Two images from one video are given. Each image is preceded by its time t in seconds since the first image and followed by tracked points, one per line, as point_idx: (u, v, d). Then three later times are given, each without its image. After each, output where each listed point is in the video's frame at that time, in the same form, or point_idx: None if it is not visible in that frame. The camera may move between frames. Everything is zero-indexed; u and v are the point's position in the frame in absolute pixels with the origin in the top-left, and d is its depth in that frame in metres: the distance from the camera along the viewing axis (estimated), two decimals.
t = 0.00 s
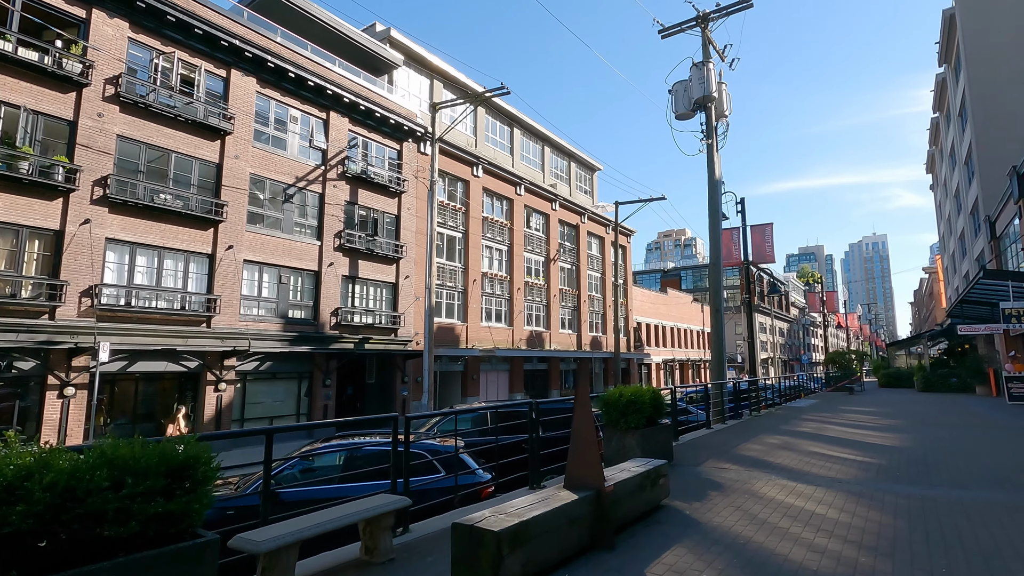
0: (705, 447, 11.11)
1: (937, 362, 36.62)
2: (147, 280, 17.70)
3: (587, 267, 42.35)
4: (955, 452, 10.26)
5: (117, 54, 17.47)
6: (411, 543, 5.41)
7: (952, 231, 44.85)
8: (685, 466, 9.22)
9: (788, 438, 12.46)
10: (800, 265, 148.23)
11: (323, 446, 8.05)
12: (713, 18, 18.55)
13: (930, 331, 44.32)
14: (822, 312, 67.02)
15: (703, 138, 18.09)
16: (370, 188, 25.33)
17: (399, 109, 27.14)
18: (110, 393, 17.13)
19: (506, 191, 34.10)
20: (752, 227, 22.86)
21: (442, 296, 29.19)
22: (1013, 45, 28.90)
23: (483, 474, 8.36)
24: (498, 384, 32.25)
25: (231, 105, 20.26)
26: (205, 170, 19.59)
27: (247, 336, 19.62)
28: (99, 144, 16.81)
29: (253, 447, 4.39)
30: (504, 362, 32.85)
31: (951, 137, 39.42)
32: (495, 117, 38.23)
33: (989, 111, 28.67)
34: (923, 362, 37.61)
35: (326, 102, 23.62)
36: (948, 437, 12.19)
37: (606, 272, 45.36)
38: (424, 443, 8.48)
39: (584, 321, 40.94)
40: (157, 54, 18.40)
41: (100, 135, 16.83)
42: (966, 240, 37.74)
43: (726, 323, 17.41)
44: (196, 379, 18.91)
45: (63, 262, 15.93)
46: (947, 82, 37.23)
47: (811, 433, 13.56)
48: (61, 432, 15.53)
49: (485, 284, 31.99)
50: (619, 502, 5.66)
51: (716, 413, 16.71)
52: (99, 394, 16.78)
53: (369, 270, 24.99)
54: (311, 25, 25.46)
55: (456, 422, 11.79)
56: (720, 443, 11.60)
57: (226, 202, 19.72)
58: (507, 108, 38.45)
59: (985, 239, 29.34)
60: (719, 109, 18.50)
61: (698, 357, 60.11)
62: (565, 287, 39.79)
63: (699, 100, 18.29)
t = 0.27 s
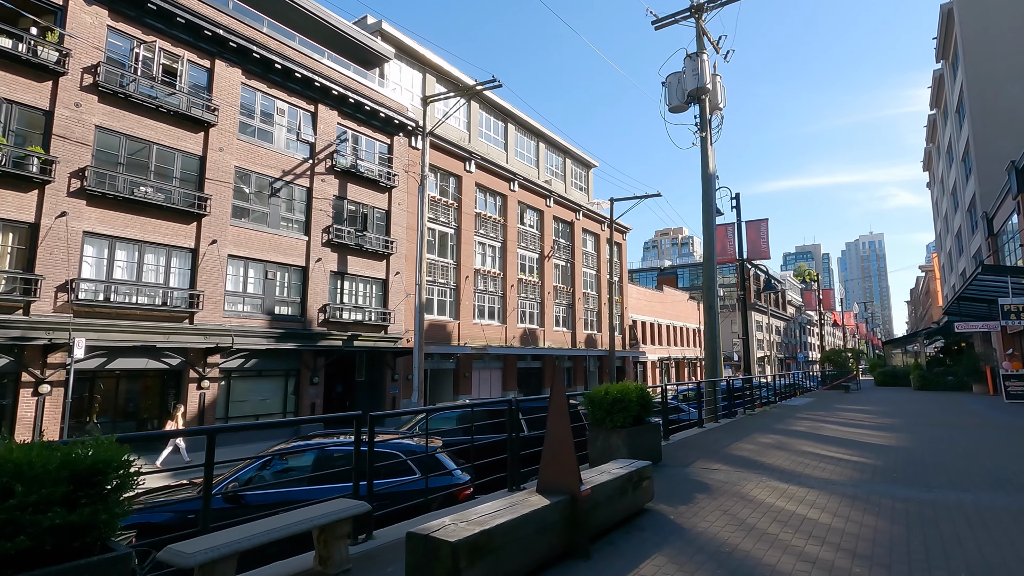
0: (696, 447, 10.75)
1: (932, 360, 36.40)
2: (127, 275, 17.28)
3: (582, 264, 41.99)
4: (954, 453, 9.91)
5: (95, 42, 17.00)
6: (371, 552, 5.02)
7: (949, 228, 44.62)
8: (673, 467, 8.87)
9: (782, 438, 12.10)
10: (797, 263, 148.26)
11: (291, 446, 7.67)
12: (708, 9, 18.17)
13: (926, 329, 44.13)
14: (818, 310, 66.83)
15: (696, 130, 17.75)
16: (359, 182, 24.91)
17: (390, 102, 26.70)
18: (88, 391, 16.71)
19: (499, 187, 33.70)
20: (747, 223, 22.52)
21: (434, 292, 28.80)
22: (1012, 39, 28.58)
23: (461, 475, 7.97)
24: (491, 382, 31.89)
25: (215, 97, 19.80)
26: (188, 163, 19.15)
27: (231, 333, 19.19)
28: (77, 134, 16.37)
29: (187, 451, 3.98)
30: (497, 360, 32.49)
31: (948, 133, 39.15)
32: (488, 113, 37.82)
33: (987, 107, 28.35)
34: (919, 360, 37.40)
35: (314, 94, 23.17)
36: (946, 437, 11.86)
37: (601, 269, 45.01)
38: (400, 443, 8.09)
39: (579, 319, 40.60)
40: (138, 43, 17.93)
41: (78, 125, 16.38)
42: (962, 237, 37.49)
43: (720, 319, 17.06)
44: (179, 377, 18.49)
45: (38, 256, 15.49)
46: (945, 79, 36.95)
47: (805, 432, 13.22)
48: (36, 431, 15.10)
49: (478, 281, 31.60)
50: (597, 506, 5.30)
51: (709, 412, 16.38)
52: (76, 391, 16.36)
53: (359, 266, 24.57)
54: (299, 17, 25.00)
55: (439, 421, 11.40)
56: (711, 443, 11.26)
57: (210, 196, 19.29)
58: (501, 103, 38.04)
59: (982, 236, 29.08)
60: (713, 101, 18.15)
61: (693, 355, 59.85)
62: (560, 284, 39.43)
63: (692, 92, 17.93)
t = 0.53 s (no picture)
0: (687, 453, 10.33)
1: (929, 361, 36.11)
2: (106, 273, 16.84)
3: (577, 263, 41.61)
4: (954, 459, 9.54)
5: (73, 33, 16.55)
6: None
7: (946, 228, 44.38)
8: (662, 474, 8.48)
9: (774, 442, 11.74)
10: (794, 263, 148.18)
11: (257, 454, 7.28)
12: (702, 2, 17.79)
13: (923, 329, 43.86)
14: (815, 310, 66.58)
15: (690, 126, 17.37)
16: (349, 179, 24.48)
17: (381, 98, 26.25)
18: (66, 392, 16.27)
19: (493, 185, 33.30)
20: (742, 221, 22.15)
21: (425, 291, 28.38)
22: (1011, 36, 28.24)
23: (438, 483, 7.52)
24: (484, 383, 31.49)
25: (199, 91, 19.35)
26: (171, 158, 18.69)
27: (214, 332, 18.75)
28: (53, 128, 15.92)
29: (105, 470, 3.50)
30: (489, 360, 32.10)
31: (946, 132, 38.87)
32: (482, 110, 37.36)
33: (986, 104, 28.01)
34: (915, 360, 37.15)
35: (302, 89, 22.72)
36: (945, 441, 11.49)
37: (596, 268, 44.64)
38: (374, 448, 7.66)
39: (573, 319, 40.21)
40: (117, 35, 17.47)
41: (54, 119, 15.93)
42: (960, 237, 37.21)
43: (714, 319, 16.70)
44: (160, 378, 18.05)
45: (12, 253, 15.05)
46: (943, 77, 36.66)
47: (799, 435, 12.85)
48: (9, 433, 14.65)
49: (470, 280, 31.18)
50: (572, 523, 4.91)
51: (701, 414, 16.04)
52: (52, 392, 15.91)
53: (348, 265, 24.14)
54: (287, 11, 24.54)
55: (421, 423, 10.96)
56: (703, 447, 10.88)
57: (193, 192, 18.85)
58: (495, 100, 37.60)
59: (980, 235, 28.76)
60: (707, 97, 17.78)
61: (690, 355, 59.52)
62: (554, 284, 39.04)
63: (686, 88, 17.55)
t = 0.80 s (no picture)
0: (677, 454, 9.96)
1: (927, 359, 35.81)
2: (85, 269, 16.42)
3: (572, 261, 41.23)
4: (954, 460, 9.18)
5: (50, 22, 16.12)
6: None
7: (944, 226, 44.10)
8: (649, 477, 8.10)
9: (768, 443, 11.38)
10: (792, 263, 148.09)
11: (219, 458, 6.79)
12: None
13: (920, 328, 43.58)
14: (812, 309, 66.31)
15: (684, 120, 17.02)
16: (338, 174, 24.06)
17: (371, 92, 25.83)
18: (44, 390, 15.85)
19: (487, 181, 32.89)
20: (737, 217, 21.80)
21: (417, 289, 27.98)
22: (1011, 31, 27.86)
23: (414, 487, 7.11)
24: (477, 382, 31.12)
25: (183, 83, 18.93)
26: (153, 152, 18.26)
27: (198, 329, 18.33)
28: (29, 120, 15.50)
29: (1, 492, 2.93)
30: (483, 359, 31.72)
31: (944, 130, 38.56)
32: (477, 106, 36.98)
33: (985, 101, 27.67)
34: (912, 359, 36.88)
35: (290, 82, 22.30)
36: (944, 442, 11.14)
37: (592, 266, 44.27)
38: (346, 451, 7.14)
39: (569, 317, 39.85)
40: (97, 25, 17.05)
41: (30, 110, 15.51)
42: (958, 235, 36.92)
43: (707, 316, 16.34)
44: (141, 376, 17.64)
45: None
46: (941, 73, 36.36)
47: (793, 436, 12.51)
48: None
49: (464, 278, 30.79)
50: (544, 531, 4.54)
51: (695, 413, 15.67)
52: (28, 391, 15.49)
53: (337, 262, 23.72)
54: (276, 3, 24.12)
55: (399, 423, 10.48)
56: (694, 448, 10.52)
57: (177, 187, 18.43)
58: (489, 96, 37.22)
59: (978, 233, 28.45)
60: (701, 90, 17.42)
61: (687, 354, 59.19)
62: (549, 282, 38.67)
63: (680, 80, 17.20)
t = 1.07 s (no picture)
0: (666, 461, 9.59)
1: (925, 361, 35.52)
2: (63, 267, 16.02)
3: (567, 260, 40.87)
4: (953, 467, 8.82)
5: (26, 13, 15.71)
6: None
7: (942, 226, 43.81)
8: (635, 485, 7.72)
9: (761, 447, 11.02)
10: (789, 263, 148.06)
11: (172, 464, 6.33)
12: None
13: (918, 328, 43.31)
14: (809, 309, 66.08)
15: (678, 115, 16.69)
16: (328, 172, 23.65)
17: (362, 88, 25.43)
18: (19, 391, 15.44)
19: (480, 179, 32.51)
20: (733, 216, 21.47)
21: (409, 288, 27.58)
22: (1011, 29, 27.51)
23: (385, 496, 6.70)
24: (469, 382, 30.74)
25: (166, 77, 18.51)
26: (135, 147, 17.84)
27: (181, 328, 17.93)
28: (4, 113, 15.07)
29: None
30: (476, 359, 31.34)
31: (942, 129, 38.28)
32: (471, 104, 36.62)
33: (983, 99, 27.38)
34: (910, 361, 36.62)
35: (278, 77, 21.89)
36: (943, 447, 10.79)
37: (588, 266, 43.94)
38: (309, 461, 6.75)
39: (564, 317, 39.50)
40: (76, 17, 16.67)
41: (6, 103, 15.09)
42: (956, 235, 36.64)
43: (700, 316, 16.00)
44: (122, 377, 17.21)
45: None
46: (939, 72, 36.10)
47: (787, 440, 12.16)
48: None
49: (456, 277, 30.41)
50: (509, 551, 4.16)
51: (687, 416, 15.31)
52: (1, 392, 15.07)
53: (326, 260, 23.32)
54: None
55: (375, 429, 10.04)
56: (685, 454, 10.16)
57: (159, 183, 18.01)
58: (484, 94, 36.86)
59: (976, 233, 28.17)
60: (695, 85, 17.10)
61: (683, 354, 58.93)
62: (544, 281, 38.31)
63: (674, 75, 16.86)
